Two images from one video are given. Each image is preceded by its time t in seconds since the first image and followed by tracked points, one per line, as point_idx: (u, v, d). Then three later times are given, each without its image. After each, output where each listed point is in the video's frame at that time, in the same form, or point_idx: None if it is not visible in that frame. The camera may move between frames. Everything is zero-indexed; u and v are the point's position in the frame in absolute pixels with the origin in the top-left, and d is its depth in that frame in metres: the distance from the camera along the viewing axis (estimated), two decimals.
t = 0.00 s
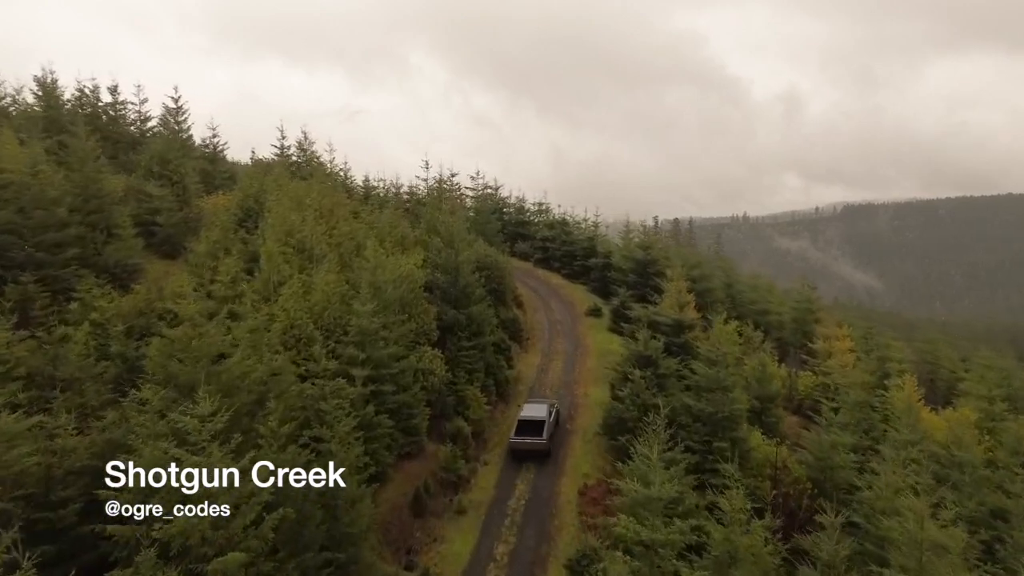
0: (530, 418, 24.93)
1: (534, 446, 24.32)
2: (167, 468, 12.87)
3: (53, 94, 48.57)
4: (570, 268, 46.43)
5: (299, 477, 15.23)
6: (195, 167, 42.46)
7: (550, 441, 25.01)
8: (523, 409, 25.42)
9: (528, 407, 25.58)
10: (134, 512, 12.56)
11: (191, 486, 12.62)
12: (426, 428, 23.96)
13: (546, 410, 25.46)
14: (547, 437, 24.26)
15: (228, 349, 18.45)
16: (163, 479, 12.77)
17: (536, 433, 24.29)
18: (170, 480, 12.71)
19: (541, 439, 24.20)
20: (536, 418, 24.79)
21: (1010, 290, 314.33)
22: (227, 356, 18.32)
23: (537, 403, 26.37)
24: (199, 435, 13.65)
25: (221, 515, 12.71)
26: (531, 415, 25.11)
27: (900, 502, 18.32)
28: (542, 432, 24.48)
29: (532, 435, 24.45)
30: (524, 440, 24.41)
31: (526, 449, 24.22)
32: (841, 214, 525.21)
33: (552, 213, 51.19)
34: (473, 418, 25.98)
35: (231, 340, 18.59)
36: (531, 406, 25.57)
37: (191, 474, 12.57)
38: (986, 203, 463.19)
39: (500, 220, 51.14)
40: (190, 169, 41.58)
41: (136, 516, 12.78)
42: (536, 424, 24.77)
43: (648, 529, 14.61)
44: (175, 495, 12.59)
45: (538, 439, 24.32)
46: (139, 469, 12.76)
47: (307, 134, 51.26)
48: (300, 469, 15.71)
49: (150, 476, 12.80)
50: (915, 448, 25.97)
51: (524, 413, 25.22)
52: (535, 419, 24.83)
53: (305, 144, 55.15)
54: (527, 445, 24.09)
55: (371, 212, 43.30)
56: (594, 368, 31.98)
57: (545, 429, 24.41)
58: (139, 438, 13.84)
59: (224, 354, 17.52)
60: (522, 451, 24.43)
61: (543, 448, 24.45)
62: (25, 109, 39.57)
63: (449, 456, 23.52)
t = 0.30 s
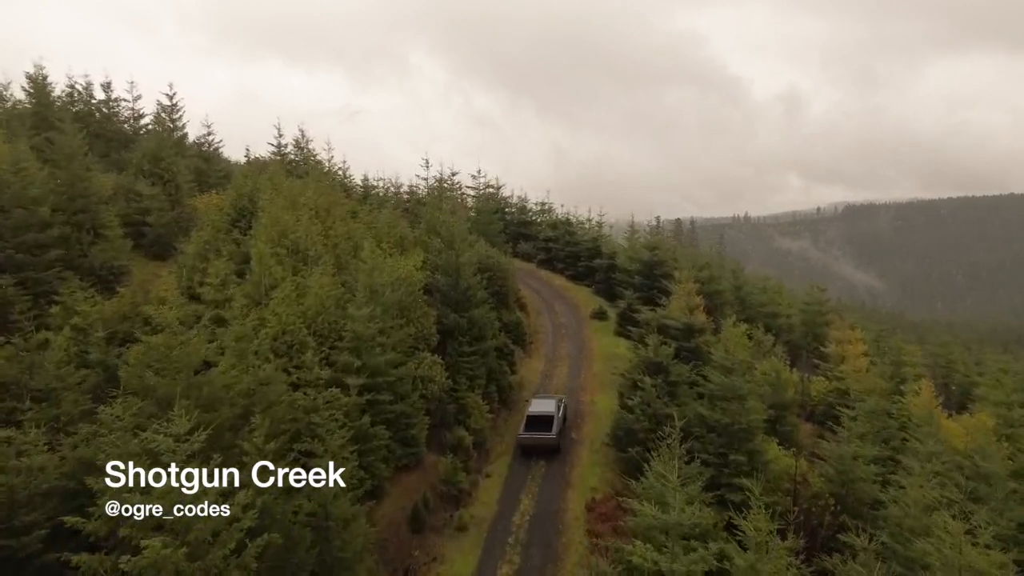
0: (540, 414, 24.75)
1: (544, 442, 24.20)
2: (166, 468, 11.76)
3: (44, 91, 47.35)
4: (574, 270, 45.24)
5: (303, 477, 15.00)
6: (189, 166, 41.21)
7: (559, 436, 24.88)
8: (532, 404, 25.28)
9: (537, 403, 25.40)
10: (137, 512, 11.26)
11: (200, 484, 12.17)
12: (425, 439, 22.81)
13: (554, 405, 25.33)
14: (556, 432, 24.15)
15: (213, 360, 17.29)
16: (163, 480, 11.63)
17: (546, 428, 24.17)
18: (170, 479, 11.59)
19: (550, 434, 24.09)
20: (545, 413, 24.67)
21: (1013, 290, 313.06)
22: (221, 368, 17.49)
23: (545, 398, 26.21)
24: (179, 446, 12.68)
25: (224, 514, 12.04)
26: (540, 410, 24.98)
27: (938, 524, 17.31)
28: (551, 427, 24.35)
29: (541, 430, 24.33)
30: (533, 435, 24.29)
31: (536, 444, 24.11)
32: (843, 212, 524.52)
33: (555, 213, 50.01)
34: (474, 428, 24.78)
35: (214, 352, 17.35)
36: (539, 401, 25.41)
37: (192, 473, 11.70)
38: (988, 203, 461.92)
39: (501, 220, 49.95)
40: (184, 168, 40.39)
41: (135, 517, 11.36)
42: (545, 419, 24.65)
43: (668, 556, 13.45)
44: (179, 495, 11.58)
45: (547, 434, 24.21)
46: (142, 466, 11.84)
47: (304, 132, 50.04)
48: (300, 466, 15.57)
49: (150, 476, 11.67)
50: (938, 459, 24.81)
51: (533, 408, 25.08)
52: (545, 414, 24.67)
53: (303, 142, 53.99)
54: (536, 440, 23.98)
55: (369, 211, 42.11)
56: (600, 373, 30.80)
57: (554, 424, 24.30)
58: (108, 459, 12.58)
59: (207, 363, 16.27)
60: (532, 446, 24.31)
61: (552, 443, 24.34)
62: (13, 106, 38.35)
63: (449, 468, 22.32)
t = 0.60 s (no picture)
0: (550, 411, 24.39)
1: (554, 439, 23.84)
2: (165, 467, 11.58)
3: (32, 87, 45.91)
4: (578, 272, 43.84)
5: (299, 476, 14.97)
6: (180, 165, 39.79)
7: (569, 434, 24.51)
8: (542, 402, 24.89)
9: (547, 400, 25.00)
10: (136, 512, 10.52)
11: (191, 488, 12.10)
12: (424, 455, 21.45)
13: (564, 403, 24.96)
14: (567, 430, 23.80)
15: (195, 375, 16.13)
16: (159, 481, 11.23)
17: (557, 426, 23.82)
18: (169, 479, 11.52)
19: (561, 432, 23.74)
20: (555, 411, 24.31)
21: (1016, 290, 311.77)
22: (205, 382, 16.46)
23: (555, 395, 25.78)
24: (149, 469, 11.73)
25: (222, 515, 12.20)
26: (549, 407, 24.64)
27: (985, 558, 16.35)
28: (561, 424, 23.98)
29: (552, 428, 23.97)
30: (543, 433, 23.91)
31: (547, 442, 23.75)
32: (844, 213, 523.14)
33: (559, 214, 48.61)
34: (476, 442, 23.38)
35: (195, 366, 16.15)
36: (549, 399, 25.00)
37: (192, 473, 12.21)
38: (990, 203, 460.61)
39: (503, 221, 48.58)
40: (175, 167, 38.98)
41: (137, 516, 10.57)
42: (555, 417, 24.29)
43: None
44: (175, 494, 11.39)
45: (558, 432, 23.85)
46: (138, 468, 11.13)
47: (300, 130, 48.61)
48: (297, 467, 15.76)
49: (151, 475, 11.04)
50: (967, 475, 23.50)
51: (542, 405, 24.69)
52: (555, 411, 24.37)
53: (300, 140, 52.54)
54: (548, 438, 23.60)
55: (367, 212, 40.78)
56: (607, 381, 29.42)
57: (565, 422, 23.93)
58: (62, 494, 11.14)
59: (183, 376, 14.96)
60: (542, 444, 23.93)
61: (563, 441, 24.00)
62: None
63: (449, 486, 20.88)
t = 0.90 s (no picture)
0: (558, 412, 24.11)
1: (564, 440, 23.56)
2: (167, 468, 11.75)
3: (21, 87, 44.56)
4: (583, 278, 42.47)
5: (299, 477, 14.52)
6: (171, 167, 38.44)
7: (578, 435, 24.22)
8: (550, 402, 24.62)
9: (555, 400, 24.73)
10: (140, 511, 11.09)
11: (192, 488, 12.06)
12: (422, 475, 20.16)
13: (573, 403, 24.69)
14: (577, 430, 23.49)
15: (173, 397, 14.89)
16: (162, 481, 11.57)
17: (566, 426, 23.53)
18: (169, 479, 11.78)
19: (571, 433, 23.45)
20: (564, 411, 24.05)
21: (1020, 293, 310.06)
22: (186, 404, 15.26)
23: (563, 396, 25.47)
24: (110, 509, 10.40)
25: (222, 515, 12.27)
26: (558, 408, 24.36)
27: None
28: (571, 425, 23.69)
29: (561, 428, 23.68)
30: (553, 433, 23.63)
31: (556, 443, 23.47)
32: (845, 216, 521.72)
33: (563, 218, 47.26)
34: (478, 461, 22.03)
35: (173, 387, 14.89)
36: (557, 399, 24.74)
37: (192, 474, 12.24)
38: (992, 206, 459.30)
39: (506, 225, 47.21)
40: (166, 169, 37.64)
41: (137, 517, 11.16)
42: (564, 417, 24.01)
43: None
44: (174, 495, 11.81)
45: (568, 433, 23.56)
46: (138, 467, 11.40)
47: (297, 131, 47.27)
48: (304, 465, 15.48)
49: (152, 475, 11.46)
50: (1001, 496, 22.15)
51: (551, 406, 24.42)
52: (563, 412, 24.07)
53: (297, 143, 51.21)
54: (557, 439, 23.33)
55: (365, 216, 39.45)
56: (616, 393, 28.08)
57: (574, 422, 23.64)
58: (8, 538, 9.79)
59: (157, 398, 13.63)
60: (551, 445, 23.63)
61: (572, 442, 23.71)
62: None
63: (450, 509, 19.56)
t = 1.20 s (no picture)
0: (569, 414, 23.58)
1: (575, 444, 23.06)
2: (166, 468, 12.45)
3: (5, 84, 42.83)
4: (589, 284, 40.97)
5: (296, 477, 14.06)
6: (161, 168, 36.83)
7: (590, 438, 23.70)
8: (561, 404, 24.11)
9: (565, 403, 24.21)
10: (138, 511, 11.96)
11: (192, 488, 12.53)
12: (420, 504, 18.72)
13: (584, 405, 24.15)
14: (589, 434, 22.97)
15: (138, 430, 13.90)
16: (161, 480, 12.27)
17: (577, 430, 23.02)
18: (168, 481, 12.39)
19: (583, 436, 22.93)
20: (575, 414, 23.51)
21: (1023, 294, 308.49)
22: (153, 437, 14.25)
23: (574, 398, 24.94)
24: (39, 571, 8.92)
25: (221, 515, 12.92)
26: (569, 411, 23.82)
27: None
28: (583, 428, 23.17)
29: (572, 432, 23.16)
30: (564, 437, 23.12)
31: (567, 447, 22.95)
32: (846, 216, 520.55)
33: (568, 221, 45.75)
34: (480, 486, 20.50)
35: (139, 420, 13.91)
36: (568, 401, 24.21)
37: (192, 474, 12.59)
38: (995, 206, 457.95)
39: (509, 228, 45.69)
40: (155, 170, 36.03)
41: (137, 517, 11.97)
42: (574, 420, 23.49)
43: None
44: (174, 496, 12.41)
45: (579, 436, 23.06)
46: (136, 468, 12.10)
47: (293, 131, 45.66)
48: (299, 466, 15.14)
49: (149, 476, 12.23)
50: None
51: (562, 408, 23.89)
52: (575, 414, 23.52)
53: (293, 143, 49.61)
54: (568, 443, 22.82)
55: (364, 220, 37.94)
56: (626, 408, 26.60)
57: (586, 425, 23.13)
58: None
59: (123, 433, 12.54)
60: (562, 448, 23.12)
61: (584, 446, 23.20)
62: None
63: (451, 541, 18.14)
